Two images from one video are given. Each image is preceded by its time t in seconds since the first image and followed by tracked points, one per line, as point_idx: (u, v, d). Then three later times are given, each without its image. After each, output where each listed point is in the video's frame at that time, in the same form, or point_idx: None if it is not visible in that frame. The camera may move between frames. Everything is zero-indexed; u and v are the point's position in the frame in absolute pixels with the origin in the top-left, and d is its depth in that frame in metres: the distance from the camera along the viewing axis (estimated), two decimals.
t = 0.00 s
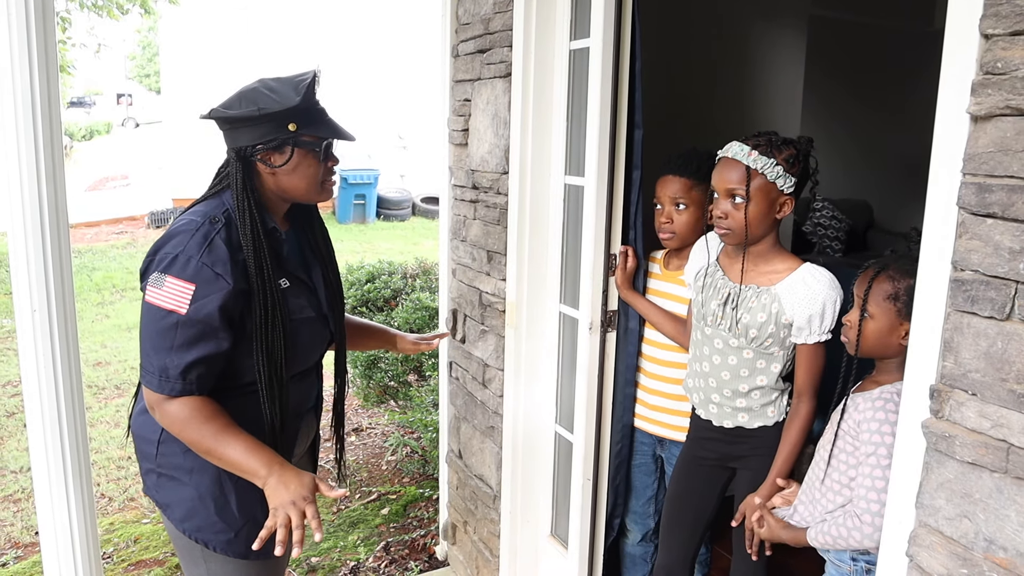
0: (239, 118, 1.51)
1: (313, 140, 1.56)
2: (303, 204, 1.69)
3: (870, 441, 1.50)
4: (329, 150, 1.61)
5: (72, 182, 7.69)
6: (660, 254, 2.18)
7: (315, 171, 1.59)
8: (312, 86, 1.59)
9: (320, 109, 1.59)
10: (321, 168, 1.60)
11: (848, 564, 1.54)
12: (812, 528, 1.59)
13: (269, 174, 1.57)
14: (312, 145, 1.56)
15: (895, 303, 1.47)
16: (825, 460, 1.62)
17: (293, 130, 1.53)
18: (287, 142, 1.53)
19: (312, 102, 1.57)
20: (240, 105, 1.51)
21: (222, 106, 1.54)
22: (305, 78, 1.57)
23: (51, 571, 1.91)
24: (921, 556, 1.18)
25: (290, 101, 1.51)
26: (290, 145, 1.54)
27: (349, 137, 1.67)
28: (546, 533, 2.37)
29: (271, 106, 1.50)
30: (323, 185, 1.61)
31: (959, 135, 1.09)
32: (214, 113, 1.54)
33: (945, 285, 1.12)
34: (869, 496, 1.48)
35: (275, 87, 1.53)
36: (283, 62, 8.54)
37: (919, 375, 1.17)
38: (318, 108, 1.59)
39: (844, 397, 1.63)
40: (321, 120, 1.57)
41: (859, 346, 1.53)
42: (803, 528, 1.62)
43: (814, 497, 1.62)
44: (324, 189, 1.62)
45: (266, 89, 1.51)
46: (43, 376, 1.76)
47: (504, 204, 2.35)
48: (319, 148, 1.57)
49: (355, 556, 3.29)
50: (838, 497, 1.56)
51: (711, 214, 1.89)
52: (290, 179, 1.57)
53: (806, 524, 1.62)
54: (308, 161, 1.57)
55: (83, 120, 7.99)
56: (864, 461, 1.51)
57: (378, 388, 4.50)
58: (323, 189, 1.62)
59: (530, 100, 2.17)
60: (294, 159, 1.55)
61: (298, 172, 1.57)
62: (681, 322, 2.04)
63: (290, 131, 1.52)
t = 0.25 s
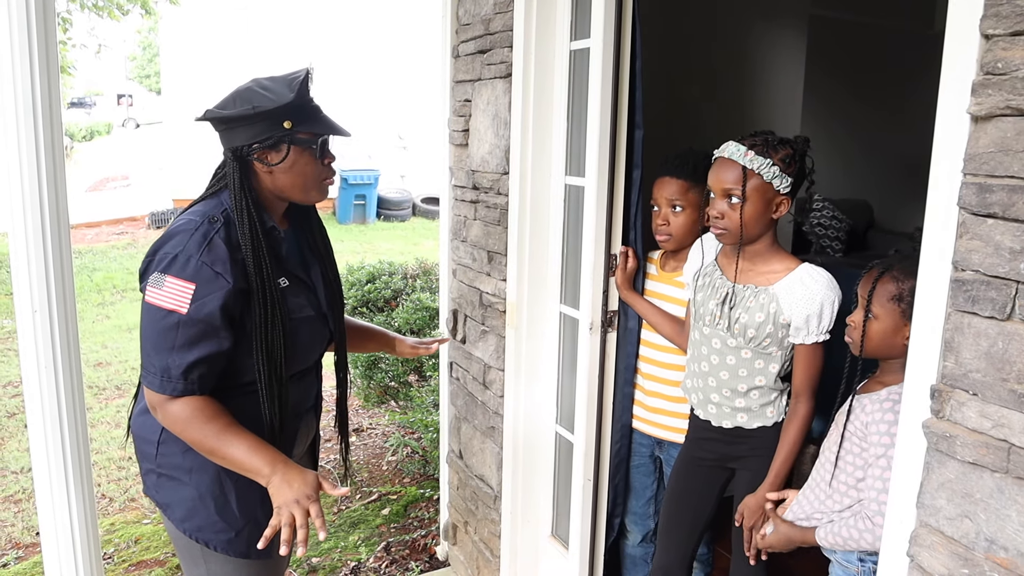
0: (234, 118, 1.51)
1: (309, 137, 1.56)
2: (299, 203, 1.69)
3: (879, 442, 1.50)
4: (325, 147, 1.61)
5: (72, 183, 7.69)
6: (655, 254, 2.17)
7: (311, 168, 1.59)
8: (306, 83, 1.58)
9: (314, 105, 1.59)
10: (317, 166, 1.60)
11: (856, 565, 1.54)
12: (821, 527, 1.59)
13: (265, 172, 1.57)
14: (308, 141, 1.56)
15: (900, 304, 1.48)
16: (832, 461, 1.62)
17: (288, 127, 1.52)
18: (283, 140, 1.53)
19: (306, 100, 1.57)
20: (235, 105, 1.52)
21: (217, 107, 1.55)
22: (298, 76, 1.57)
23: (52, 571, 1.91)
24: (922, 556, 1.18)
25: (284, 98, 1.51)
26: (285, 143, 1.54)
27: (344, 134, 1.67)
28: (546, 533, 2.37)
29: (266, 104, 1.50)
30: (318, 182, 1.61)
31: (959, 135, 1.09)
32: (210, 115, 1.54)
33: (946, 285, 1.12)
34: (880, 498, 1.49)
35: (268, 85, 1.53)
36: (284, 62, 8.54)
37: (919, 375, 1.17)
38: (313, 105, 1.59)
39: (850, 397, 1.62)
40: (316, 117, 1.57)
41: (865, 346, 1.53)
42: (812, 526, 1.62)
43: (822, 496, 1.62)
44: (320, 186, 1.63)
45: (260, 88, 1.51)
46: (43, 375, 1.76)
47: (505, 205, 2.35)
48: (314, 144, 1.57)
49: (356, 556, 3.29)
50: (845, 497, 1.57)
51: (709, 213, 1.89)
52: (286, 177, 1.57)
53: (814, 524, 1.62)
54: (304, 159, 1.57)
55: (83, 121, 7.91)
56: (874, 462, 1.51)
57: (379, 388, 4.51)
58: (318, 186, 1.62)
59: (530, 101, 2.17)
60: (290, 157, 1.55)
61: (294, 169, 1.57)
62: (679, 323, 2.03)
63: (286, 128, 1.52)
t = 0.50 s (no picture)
0: (232, 117, 1.51)
1: (307, 137, 1.56)
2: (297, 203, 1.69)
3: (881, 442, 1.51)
4: (323, 146, 1.62)
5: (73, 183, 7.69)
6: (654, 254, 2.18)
7: (310, 167, 1.59)
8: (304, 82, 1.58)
9: (312, 104, 1.59)
10: (316, 165, 1.60)
11: (862, 564, 1.55)
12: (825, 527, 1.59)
13: (263, 172, 1.57)
14: (306, 141, 1.57)
15: (904, 302, 1.48)
16: (836, 463, 1.62)
17: (287, 127, 1.53)
18: (281, 140, 1.53)
19: (304, 99, 1.57)
20: (233, 104, 1.52)
21: (216, 106, 1.55)
22: (296, 75, 1.56)
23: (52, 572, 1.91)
24: (922, 556, 1.18)
25: (283, 98, 1.51)
26: (284, 143, 1.54)
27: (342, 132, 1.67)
28: (547, 533, 2.38)
29: (264, 104, 1.50)
30: (317, 181, 1.62)
31: (959, 136, 1.09)
32: (208, 114, 1.54)
33: (946, 285, 1.12)
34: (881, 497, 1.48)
35: (267, 84, 1.53)
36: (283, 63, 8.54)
37: (920, 376, 1.17)
38: (311, 104, 1.59)
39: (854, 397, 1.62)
40: (314, 116, 1.57)
41: (868, 345, 1.53)
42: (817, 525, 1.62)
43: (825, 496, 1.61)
44: (318, 185, 1.63)
45: (258, 88, 1.51)
46: (43, 375, 1.75)
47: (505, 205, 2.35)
48: (313, 143, 1.58)
49: (356, 556, 3.29)
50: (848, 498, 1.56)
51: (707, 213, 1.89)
52: (284, 176, 1.57)
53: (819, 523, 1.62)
54: (303, 158, 1.57)
55: (83, 121, 7.94)
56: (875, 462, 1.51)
57: (379, 389, 4.51)
58: (317, 185, 1.62)
59: (530, 102, 2.17)
60: (288, 156, 1.55)
61: (293, 169, 1.57)
62: (681, 323, 2.03)
63: (284, 128, 1.53)
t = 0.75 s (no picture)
0: (231, 121, 1.51)
1: (307, 139, 1.56)
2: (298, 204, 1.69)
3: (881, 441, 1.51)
4: (324, 147, 1.61)
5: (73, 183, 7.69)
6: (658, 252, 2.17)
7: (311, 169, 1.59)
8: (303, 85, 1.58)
9: (312, 107, 1.58)
10: (316, 167, 1.60)
11: (865, 563, 1.54)
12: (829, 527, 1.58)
13: (264, 175, 1.57)
14: (306, 143, 1.56)
15: (905, 302, 1.48)
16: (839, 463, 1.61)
17: (286, 130, 1.52)
18: (281, 143, 1.53)
19: (304, 101, 1.56)
20: (232, 109, 1.51)
21: (215, 111, 1.54)
22: (295, 77, 1.56)
23: (52, 572, 1.91)
24: (922, 557, 1.18)
25: (281, 101, 1.50)
26: (284, 146, 1.53)
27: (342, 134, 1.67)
28: (547, 534, 2.38)
29: (262, 108, 1.49)
30: (318, 183, 1.62)
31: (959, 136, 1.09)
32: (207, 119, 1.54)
33: (947, 285, 1.12)
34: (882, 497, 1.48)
35: (265, 88, 1.52)
36: (283, 63, 8.54)
37: (920, 376, 1.17)
38: (311, 107, 1.58)
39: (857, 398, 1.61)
40: (314, 119, 1.57)
41: (871, 344, 1.53)
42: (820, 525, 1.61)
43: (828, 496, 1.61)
44: (319, 187, 1.63)
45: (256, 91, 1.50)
46: (43, 375, 1.75)
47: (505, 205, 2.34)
48: (313, 146, 1.57)
49: (356, 556, 3.29)
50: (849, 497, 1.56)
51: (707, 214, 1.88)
52: (285, 179, 1.57)
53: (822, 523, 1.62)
54: (303, 160, 1.57)
55: (83, 121, 7.95)
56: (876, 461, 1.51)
57: (379, 389, 4.47)
58: (318, 187, 1.62)
59: (530, 102, 2.17)
60: (289, 159, 1.55)
61: (294, 171, 1.57)
62: (683, 320, 2.04)
63: (283, 131, 1.52)
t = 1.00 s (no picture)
0: (236, 125, 1.51)
1: (312, 144, 1.56)
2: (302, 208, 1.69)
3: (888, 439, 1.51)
4: (328, 152, 1.62)
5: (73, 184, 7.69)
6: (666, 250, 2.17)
7: (315, 174, 1.59)
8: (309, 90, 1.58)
9: (318, 112, 1.59)
10: (321, 171, 1.60)
11: (868, 562, 1.54)
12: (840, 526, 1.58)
13: (269, 180, 1.57)
14: (311, 148, 1.56)
15: (909, 302, 1.48)
16: (845, 463, 1.62)
17: (291, 135, 1.52)
18: (286, 148, 1.53)
19: (310, 107, 1.57)
20: (237, 112, 1.51)
21: (219, 114, 1.54)
22: (301, 82, 1.56)
23: (52, 572, 1.91)
24: (922, 557, 1.18)
25: (288, 106, 1.51)
26: (289, 150, 1.54)
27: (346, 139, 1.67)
28: (546, 534, 2.38)
29: (268, 112, 1.49)
30: (322, 187, 1.62)
31: (959, 137, 1.09)
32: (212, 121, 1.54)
33: (947, 285, 1.12)
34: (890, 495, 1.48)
35: (271, 92, 1.53)
36: (284, 63, 8.54)
37: (920, 377, 1.17)
38: (317, 112, 1.59)
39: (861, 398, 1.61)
40: (319, 124, 1.57)
41: (875, 345, 1.53)
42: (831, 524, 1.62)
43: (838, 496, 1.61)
44: (324, 192, 1.63)
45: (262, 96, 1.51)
46: (43, 375, 1.75)
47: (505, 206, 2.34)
48: (318, 151, 1.58)
49: (356, 557, 3.29)
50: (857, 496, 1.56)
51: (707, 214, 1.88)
52: (290, 183, 1.58)
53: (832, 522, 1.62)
54: (308, 165, 1.58)
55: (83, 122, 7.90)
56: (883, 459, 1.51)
57: (379, 390, 4.40)
58: (323, 191, 1.62)
59: (531, 102, 2.17)
60: (294, 164, 1.56)
61: (299, 176, 1.57)
62: (683, 319, 2.04)
63: (289, 136, 1.52)
